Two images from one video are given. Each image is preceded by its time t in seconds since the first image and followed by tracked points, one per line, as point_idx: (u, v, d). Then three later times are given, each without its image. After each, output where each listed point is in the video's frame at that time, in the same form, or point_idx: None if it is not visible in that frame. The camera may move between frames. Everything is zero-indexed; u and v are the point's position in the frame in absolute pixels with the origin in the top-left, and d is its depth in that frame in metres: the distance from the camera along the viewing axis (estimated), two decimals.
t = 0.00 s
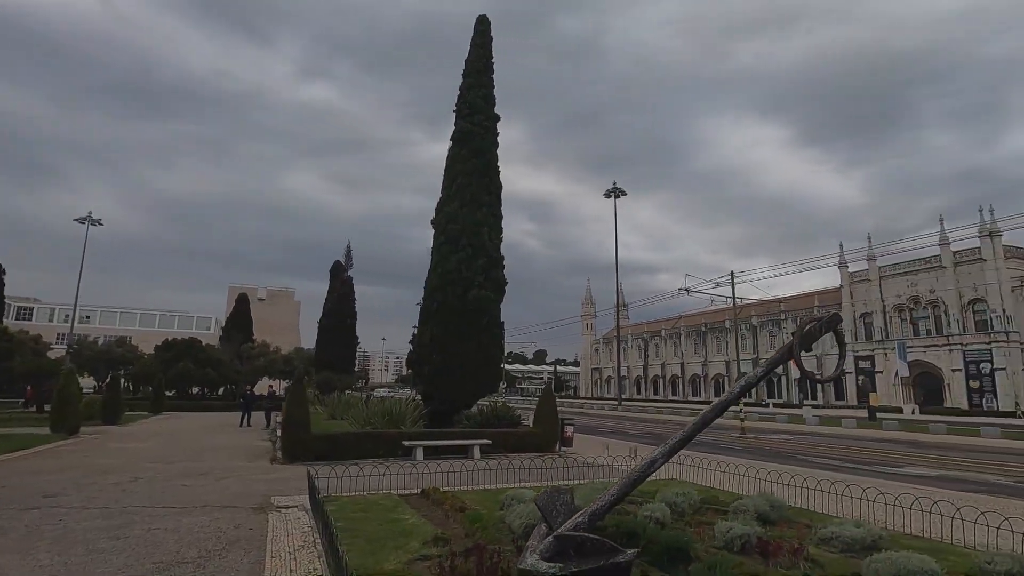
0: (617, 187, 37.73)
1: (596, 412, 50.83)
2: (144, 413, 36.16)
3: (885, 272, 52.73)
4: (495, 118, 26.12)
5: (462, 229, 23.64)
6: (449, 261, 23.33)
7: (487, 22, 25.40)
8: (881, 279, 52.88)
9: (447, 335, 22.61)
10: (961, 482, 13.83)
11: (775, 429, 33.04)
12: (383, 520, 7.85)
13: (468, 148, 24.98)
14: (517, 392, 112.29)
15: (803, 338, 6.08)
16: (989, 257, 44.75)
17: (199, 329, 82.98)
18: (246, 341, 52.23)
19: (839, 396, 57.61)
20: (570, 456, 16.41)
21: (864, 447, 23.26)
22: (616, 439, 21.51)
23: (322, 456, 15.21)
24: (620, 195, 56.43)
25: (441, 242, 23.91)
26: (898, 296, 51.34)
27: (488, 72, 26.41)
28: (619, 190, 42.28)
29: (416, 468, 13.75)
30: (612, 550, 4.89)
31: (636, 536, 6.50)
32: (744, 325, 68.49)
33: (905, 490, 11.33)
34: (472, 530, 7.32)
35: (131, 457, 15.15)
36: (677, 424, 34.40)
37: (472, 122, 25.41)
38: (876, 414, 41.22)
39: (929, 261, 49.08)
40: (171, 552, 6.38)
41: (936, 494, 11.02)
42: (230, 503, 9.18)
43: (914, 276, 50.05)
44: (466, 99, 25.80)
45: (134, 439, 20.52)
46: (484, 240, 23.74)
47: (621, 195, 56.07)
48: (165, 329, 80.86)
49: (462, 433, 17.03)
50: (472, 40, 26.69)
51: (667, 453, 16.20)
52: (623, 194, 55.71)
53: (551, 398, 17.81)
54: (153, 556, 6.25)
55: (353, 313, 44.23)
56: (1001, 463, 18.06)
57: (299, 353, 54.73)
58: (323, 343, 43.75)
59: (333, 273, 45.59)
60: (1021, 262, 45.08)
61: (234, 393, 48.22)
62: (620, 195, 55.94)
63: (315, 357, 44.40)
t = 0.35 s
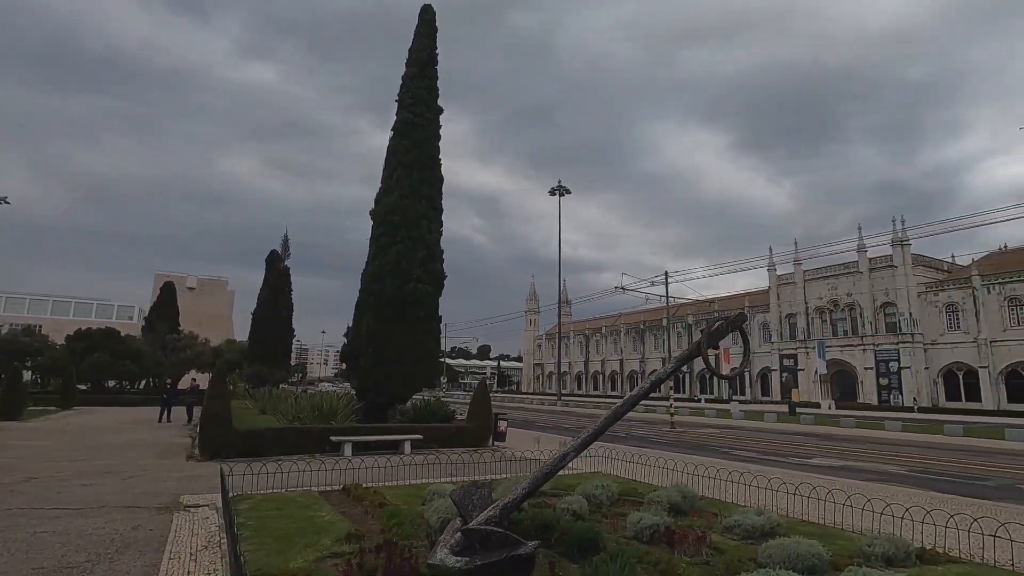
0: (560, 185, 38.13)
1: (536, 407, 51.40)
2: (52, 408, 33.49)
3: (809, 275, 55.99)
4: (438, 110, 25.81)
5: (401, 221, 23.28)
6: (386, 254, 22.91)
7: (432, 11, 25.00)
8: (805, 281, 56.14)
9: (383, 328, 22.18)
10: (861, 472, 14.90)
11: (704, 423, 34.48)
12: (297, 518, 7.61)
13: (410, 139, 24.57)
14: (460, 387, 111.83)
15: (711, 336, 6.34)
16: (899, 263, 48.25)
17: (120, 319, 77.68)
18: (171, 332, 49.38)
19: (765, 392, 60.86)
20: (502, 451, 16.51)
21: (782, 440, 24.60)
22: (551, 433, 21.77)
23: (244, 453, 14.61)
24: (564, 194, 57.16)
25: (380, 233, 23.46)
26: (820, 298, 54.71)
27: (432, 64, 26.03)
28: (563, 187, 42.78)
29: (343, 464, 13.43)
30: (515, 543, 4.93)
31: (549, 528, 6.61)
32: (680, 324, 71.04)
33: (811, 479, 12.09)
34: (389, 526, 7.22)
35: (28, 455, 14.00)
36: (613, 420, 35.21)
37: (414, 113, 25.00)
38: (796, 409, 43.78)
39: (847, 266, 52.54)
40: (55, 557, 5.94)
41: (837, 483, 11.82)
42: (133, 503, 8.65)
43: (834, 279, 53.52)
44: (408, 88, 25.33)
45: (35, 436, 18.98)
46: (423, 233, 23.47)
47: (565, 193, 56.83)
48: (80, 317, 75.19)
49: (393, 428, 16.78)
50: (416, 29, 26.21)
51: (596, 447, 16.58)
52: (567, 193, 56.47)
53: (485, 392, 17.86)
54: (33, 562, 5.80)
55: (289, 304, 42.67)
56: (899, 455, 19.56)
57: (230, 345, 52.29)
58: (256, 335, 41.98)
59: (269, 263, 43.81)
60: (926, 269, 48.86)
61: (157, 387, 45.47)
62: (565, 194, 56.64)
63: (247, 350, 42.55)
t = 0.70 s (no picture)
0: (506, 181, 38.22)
1: (476, 402, 51.40)
2: None
3: (742, 278, 58.67)
4: (381, 97, 25.20)
5: (338, 209, 22.60)
6: (321, 243, 22.20)
7: None
8: (738, 283, 58.78)
9: (315, 319, 21.45)
10: (776, 465, 15.69)
11: (638, 419, 35.45)
12: (201, 517, 7.23)
13: (350, 125, 23.89)
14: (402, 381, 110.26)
15: (627, 332, 6.47)
16: (823, 269, 51.27)
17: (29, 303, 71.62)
18: (87, 319, 45.99)
19: (698, 388, 63.37)
20: (433, 445, 16.37)
21: (709, 435, 25.59)
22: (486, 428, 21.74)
23: (155, 448, 13.77)
24: (511, 189, 57.27)
25: (315, 222, 22.72)
26: (751, 300, 57.48)
27: (376, 49, 25.38)
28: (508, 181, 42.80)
29: (263, 459, 12.88)
30: (415, 538, 4.83)
31: (463, 522, 6.57)
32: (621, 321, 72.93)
33: (727, 473, 12.66)
34: (299, 523, 6.96)
35: None
36: (551, 415, 35.66)
37: (356, 98, 24.30)
38: (725, 405, 45.78)
39: (776, 270, 55.43)
40: None
41: (751, 475, 12.41)
42: (16, 503, 7.93)
43: (764, 282, 56.35)
44: (350, 73, 24.58)
45: None
46: (361, 223, 22.90)
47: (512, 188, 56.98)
48: None
49: (321, 422, 16.28)
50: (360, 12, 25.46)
51: (528, 442, 16.73)
52: (514, 188, 56.65)
53: (419, 385, 17.65)
54: None
55: (220, 292, 40.63)
56: (813, 449, 20.74)
57: (153, 334, 49.28)
58: (183, 324, 39.70)
59: (199, 248, 41.54)
60: (846, 275, 52.15)
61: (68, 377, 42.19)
62: (512, 189, 56.75)
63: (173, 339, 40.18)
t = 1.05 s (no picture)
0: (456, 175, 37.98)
1: (422, 397, 50.89)
2: None
3: (685, 278, 60.54)
4: (324, 82, 24.41)
5: (275, 196, 21.74)
6: (256, 231, 21.31)
7: None
8: (681, 283, 60.62)
9: (248, 310, 20.56)
10: (705, 459, 16.24)
11: (581, 414, 35.97)
12: (96, 520, 6.75)
13: (291, 109, 23.03)
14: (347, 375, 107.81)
15: (548, 330, 6.48)
16: (760, 271, 53.53)
17: None
18: None
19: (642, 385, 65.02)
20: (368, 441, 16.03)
21: (647, 430, 26.25)
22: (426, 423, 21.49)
23: (61, 445, 12.85)
24: (462, 183, 56.89)
25: (251, 208, 21.82)
26: (693, 299, 59.41)
27: (320, 32, 24.55)
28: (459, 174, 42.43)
29: (182, 457, 12.23)
30: (313, 540, 4.67)
31: (378, 520, 6.41)
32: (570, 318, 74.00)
33: (656, 468, 13.01)
34: (204, 524, 6.62)
35: None
36: (496, 410, 35.69)
37: (297, 81, 23.44)
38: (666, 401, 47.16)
39: (717, 271, 57.49)
40: None
41: (678, 470, 12.77)
42: None
43: (706, 282, 58.35)
44: (291, 55, 23.69)
45: None
46: (299, 211, 22.11)
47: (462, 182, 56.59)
48: None
49: (249, 418, 15.64)
50: None
51: (467, 437, 16.67)
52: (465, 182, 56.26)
53: (355, 379, 17.21)
54: None
55: (150, 281, 38.40)
56: (744, 443, 21.57)
57: (74, 323, 46.09)
58: (108, 313, 37.29)
59: (129, 233, 39.11)
60: (782, 277, 54.65)
61: None
62: (463, 183, 56.35)
63: (97, 330, 37.72)
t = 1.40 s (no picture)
0: (422, 172, 37.57)
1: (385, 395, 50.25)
2: None
3: (649, 279, 61.51)
4: (284, 72, 23.79)
5: (228, 188, 21.08)
6: (207, 223, 20.60)
7: None
8: (645, 284, 61.56)
9: (197, 306, 19.87)
10: (659, 458, 16.46)
11: (544, 413, 36.06)
12: (8, 525, 6.36)
13: (247, 99, 22.38)
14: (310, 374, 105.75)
15: (490, 327, 6.37)
16: (721, 274, 54.80)
17: None
18: None
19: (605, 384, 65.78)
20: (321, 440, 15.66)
21: (608, 429, 26.49)
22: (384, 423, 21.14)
23: None
24: (429, 180, 56.50)
25: (203, 200, 21.14)
26: (656, 300, 60.43)
27: (279, 21, 23.92)
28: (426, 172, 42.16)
29: (119, 458, 11.69)
30: (226, 545, 4.42)
31: (312, 523, 6.22)
32: (536, 318, 74.33)
33: (609, 467, 13.12)
34: (126, 529, 6.30)
35: None
36: (458, 410, 35.47)
37: (254, 71, 22.79)
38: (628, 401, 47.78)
39: (680, 274, 58.59)
40: None
41: (630, 469, 12.87)
42: None
43: (669, 284, 59.41)
44: (249, 43, 23.01)
45: None
46: (254, 203, 21.45)
47: (429, 179, 56.13)
48: None
49: (194, 417, 15.05)
50: None
51: (423, 436, 16.50)
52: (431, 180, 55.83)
53: (308, 377, 16.77)
54: None
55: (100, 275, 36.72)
56: (699, 442, 21.98)
57: (16, 317, 43.81)
58: (52, 308, 35.49)
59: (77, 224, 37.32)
60: (741, 280, 56.05)
61: None
62: (430, 180, 55.95)
63: (40, 325, 35.90)
